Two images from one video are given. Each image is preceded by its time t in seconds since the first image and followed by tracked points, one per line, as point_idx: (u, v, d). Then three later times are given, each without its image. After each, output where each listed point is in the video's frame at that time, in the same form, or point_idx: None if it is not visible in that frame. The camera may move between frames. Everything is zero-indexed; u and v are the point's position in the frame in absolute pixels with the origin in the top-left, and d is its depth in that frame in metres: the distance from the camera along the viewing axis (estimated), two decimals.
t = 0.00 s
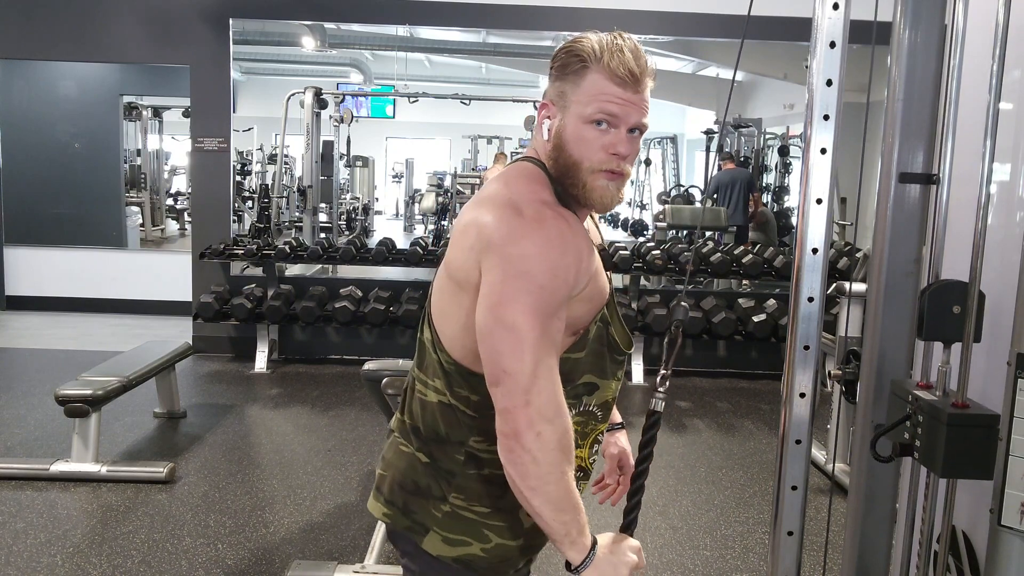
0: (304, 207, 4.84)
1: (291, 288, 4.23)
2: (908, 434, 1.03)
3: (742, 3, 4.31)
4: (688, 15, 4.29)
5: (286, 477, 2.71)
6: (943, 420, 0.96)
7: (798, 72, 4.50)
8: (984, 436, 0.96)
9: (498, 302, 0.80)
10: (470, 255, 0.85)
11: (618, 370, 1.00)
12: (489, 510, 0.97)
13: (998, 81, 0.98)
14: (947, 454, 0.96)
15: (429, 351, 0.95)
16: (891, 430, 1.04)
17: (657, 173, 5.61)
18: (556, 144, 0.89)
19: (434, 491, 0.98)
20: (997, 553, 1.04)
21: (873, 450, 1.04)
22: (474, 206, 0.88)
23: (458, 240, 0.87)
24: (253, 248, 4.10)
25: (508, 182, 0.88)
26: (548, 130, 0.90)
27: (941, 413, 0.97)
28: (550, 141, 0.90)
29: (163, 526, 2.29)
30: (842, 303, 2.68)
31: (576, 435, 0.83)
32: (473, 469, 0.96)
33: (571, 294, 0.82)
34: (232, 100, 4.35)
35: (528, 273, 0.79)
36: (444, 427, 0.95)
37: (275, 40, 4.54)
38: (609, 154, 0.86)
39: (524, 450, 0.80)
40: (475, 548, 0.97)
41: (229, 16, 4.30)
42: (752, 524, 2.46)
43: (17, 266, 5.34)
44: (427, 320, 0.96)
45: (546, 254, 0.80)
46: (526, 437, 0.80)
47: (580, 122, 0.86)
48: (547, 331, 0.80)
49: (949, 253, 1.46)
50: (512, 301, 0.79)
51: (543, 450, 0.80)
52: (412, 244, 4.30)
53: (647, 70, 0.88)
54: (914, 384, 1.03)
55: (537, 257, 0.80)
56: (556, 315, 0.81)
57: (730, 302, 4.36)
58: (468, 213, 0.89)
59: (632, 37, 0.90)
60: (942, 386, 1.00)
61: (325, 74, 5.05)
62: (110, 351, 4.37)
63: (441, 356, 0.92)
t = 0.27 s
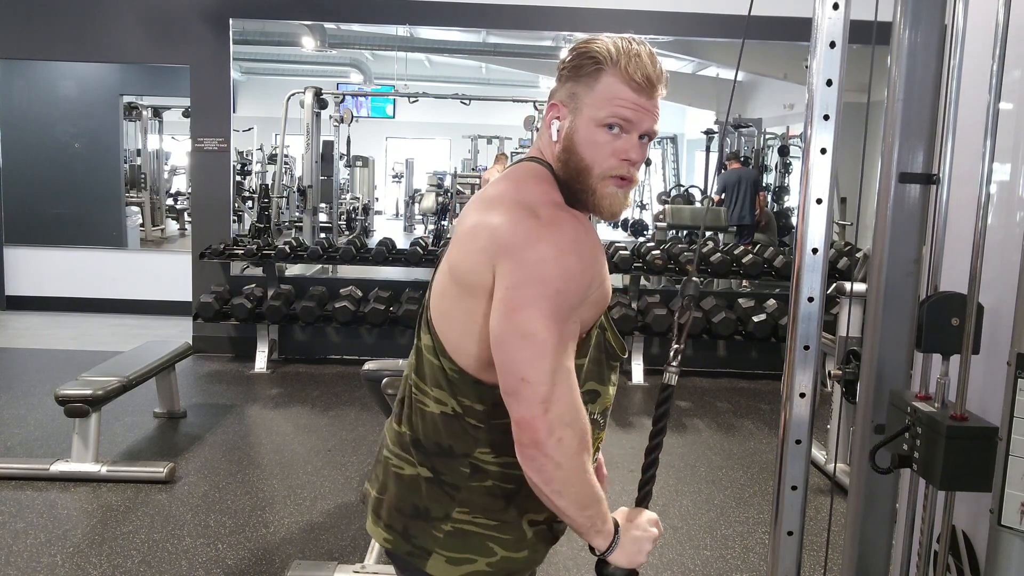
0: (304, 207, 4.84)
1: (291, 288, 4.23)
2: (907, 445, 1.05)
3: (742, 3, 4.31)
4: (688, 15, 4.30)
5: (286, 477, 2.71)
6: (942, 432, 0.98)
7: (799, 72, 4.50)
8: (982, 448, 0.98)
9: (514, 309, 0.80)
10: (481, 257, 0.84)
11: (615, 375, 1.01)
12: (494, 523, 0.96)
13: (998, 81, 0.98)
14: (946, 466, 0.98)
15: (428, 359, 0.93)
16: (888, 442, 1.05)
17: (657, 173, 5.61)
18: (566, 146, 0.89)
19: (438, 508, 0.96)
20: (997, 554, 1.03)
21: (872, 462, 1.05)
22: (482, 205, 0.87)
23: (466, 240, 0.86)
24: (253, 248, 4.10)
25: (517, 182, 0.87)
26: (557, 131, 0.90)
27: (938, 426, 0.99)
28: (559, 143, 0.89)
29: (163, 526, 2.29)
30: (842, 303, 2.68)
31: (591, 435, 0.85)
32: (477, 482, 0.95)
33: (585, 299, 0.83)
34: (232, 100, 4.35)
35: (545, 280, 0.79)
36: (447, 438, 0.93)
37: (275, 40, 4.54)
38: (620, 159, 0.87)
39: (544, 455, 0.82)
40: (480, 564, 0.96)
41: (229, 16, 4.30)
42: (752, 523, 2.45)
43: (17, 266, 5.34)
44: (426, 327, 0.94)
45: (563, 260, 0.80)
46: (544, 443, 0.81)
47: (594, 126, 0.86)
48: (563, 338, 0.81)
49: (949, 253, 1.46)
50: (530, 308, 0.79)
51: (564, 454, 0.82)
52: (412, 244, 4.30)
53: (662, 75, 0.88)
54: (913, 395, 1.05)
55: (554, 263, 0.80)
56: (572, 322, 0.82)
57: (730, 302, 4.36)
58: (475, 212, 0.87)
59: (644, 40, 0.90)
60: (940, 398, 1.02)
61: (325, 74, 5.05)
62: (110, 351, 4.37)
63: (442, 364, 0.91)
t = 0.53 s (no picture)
0: (304, 207, 4.84)
1: (291, 288, 4.22)
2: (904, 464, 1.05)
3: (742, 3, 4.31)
4: (688, 15, 4.30)
5: (286, 478, 2.71)
6: (940, 452, 0.98)
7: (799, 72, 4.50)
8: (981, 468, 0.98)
9: (519, 300, 0.80)
10: (485, 250, 0.84)
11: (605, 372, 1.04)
12: (504, 515, 0.95)
13: (998, 82, 0.98)
14: (943, 487, 0.98)
15: (427, 356, 0.93)
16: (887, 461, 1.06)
17: (657, 173, 5.61)
18: (568, 145, 0.88)
19: (447, 505, 0.95)
20: (997, 554, 1.03)
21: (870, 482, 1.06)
22: (485, 199, 0.87)
23: (471, 234, 0.86)
24: (253, 248, 4.10)
25: (522, 178, 0.87)
26: (560, 130, 0.90)
27: (937, 447, 0.98)
28: (561, 142, 0.89)
29: (163, 526, 2.29)
30: (841, 303, 2.68)
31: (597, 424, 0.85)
32: (483, 475, 0.94)
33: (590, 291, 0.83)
34: (232, 100, 4.35)
35: (551, 272, 0.79)
36: (452, 436, 0.92)
37: (275, 40, 4.54)
38: (622, 160, 0.87)
39: (551, 444, 0.82)
40: (495, 555, 0.94)
41: (229, 16, 4.30)
42: (752, 523, 2.45)
43: (17, 266, 5.34)
44: (425, 325, 0.94)
45: (568, 252, 0.80)
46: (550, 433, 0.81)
47: (596, 127, 0.86)
48: (568, 329, 0.81)
49: (948, 253, 1.46)
50: (535, 300, 0.79)
51: (572, 442, 0.82)
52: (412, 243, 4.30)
53: (666, 79, 0.88)
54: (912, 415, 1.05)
55: (559, 255, 0.80)
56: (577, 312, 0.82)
57: (730, 302, 4.36)
58: (480, 205, 0.87)
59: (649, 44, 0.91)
60: (939, 418, 1.02)
61: (325, 74, 5.05)
62: (109, 351, 4.37)
63: (443, 360, 0.90)
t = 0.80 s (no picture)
0: (304, 207, 4.85)
1: (291, 288, 4.22)
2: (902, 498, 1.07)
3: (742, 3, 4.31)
4: (687, 15, 4.30)
5: (286, 477, 2.71)
6: (936, 488, 1.00)
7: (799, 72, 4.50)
8: (977, 505, 1.00)
9: (549, 302, 0.80)
10: (507, 251, 0.83)
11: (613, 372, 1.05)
12: (531, 527, 0.94)
13: (998, 81, 0.98)
14: (940, 523, 1.00)
15: (449, 364, 0.90)
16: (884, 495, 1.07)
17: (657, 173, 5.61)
18: (582, 144, 0.88)
19: (474, 516, 0.93)
20: (996, 554, 1.03)
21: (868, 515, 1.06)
22: (502, 199, 0.86)
23: (490, 234, 0.85)
24: (253, 248, 4.10)
25: (539, 175, 0.86)
26: (573, 129, 0.89)
27: (933, 483, 1.01)
28: (574, 141, 0.89)
29: (163, 526, 2.29)
30: (842, 303, 2.68)
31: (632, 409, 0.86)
32: (512, 484, 0.92)
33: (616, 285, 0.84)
34: (232, 100, 4.35)
35: (580, 271, 0.80)
36: (480, 445, 0.90)
37: (275, 40, 4.54)
38: (637, 160, 0.87)
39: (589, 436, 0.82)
40: (521, 567, 0.93)
41: (229, 16, 4.30)
42: (752, 523, 2.45)
43: (17, 266, 5.34)
44: (442, 330, 0.91)
45: (596, 249, 0.80)
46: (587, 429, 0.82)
47: (612, 126, 0.86)
48: (599, 326, 0.81)
49: (948, 253, 1.45)
50: (565, 300, 0.80)
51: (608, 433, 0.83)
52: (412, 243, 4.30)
53: (680, 80, 0.89)
54: (908, 448, 1.07)
55: (588, 253, 0.80)
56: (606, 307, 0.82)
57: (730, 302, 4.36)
58: (497, 204, 0.86)
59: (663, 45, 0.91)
60: (935, 454, 1.05)
61: (325, 74, 5.05)
62: (110, 351, 4.37)
63: (467, 367, 0.88)
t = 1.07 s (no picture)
0: (304, 207, 4.85)
1: (291, 288, 4.22)
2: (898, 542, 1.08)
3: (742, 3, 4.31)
4: (688, 15, 4.30)
5: (286, 477, 2.71)
6: (931, 537, 1.01)
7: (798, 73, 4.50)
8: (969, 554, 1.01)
9: (582, 312, 0.81)
10: (529, 266, 0.83)
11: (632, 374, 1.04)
12: (547, 533, 0.95)
13: (998, 82, 0.98)
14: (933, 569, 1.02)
15: (467, 368, 0.88)
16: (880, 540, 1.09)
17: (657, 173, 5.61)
18: (599, 148, 0.88)
19: (490, 522, 0.93)
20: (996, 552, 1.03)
21: (862, 560, 1.10)
22: (518, 209, 0.86)
23: (506, 249, 0.84)
24: (253, 248, 4.10)
25: (553, 183, 0.86)
26: (590, 131, 0.89)
27: (928, 530, 1.02)
28: (591, 143, 0.89)
29: (163, 526, 2.29)
30: (842, 303, 2.68)
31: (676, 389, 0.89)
32: (528, 490, 0.92)
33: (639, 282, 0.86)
34: (232, 100, 4.35)
35: (610, 276, 0.81)
36: (497, 451, 0.90)
37: (275, 40, 4.54)
38: (655, 164, 0.87)
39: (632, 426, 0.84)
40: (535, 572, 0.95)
41: (229, 16, 4.30)
42: (752, 523, 2.46)
43: (17, 266, 5.34)
44: (457, 333, 0.89)
45: (621, 253, 0.81)
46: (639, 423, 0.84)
47: (631, 129, 0.86)
48: (636, 325, 0.83)
49: (948, 254, 1.45)
50: (599, 307, 0.81)
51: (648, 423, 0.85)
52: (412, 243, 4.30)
53: (701, 81, 0.88)
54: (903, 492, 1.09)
55: (614, 258, 0.81)
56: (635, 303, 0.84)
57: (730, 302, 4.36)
58: (510, 217, 0.86)
59: (684, 46, 0.91)
60: (930, 500, 1.05)
61: (325, 74, 5.05)
62: (110, 351, 4.37)
63: (483, 372, 0.87)
